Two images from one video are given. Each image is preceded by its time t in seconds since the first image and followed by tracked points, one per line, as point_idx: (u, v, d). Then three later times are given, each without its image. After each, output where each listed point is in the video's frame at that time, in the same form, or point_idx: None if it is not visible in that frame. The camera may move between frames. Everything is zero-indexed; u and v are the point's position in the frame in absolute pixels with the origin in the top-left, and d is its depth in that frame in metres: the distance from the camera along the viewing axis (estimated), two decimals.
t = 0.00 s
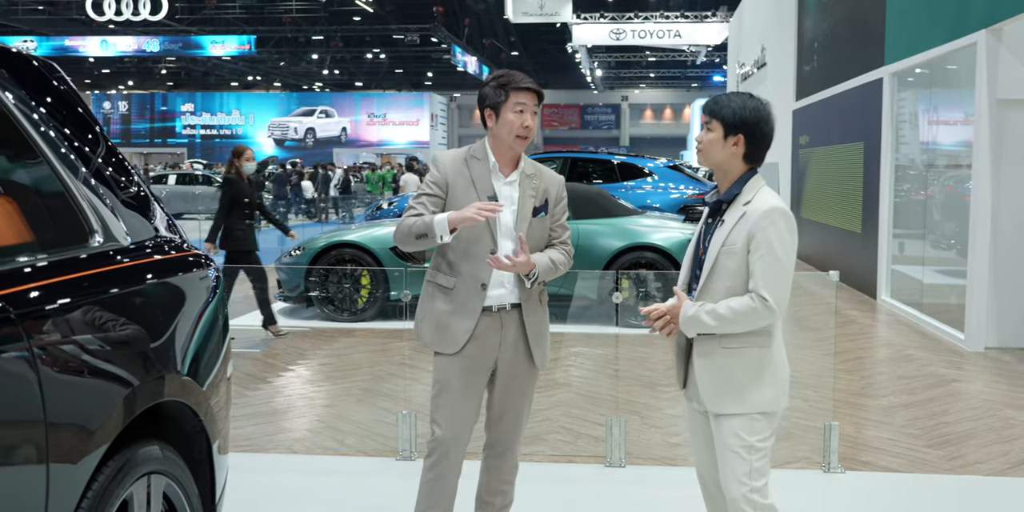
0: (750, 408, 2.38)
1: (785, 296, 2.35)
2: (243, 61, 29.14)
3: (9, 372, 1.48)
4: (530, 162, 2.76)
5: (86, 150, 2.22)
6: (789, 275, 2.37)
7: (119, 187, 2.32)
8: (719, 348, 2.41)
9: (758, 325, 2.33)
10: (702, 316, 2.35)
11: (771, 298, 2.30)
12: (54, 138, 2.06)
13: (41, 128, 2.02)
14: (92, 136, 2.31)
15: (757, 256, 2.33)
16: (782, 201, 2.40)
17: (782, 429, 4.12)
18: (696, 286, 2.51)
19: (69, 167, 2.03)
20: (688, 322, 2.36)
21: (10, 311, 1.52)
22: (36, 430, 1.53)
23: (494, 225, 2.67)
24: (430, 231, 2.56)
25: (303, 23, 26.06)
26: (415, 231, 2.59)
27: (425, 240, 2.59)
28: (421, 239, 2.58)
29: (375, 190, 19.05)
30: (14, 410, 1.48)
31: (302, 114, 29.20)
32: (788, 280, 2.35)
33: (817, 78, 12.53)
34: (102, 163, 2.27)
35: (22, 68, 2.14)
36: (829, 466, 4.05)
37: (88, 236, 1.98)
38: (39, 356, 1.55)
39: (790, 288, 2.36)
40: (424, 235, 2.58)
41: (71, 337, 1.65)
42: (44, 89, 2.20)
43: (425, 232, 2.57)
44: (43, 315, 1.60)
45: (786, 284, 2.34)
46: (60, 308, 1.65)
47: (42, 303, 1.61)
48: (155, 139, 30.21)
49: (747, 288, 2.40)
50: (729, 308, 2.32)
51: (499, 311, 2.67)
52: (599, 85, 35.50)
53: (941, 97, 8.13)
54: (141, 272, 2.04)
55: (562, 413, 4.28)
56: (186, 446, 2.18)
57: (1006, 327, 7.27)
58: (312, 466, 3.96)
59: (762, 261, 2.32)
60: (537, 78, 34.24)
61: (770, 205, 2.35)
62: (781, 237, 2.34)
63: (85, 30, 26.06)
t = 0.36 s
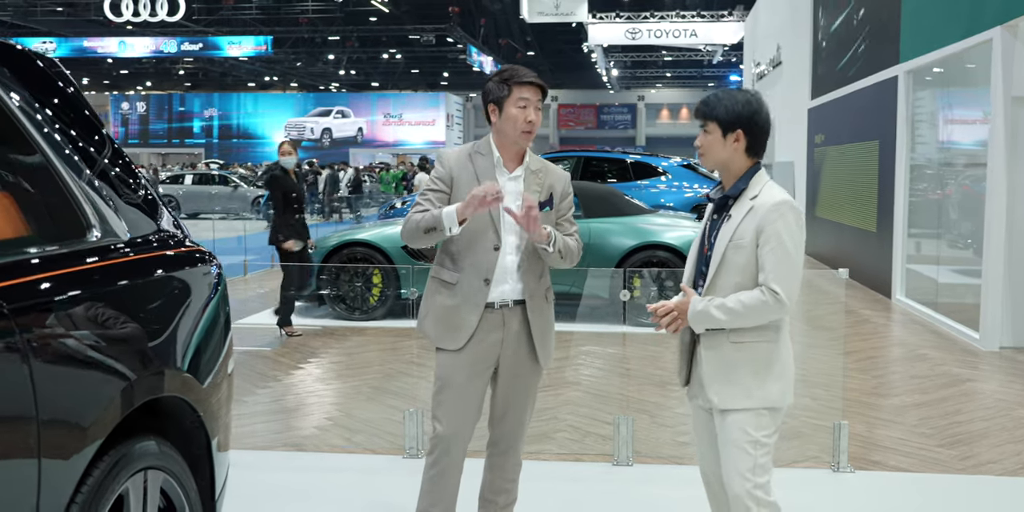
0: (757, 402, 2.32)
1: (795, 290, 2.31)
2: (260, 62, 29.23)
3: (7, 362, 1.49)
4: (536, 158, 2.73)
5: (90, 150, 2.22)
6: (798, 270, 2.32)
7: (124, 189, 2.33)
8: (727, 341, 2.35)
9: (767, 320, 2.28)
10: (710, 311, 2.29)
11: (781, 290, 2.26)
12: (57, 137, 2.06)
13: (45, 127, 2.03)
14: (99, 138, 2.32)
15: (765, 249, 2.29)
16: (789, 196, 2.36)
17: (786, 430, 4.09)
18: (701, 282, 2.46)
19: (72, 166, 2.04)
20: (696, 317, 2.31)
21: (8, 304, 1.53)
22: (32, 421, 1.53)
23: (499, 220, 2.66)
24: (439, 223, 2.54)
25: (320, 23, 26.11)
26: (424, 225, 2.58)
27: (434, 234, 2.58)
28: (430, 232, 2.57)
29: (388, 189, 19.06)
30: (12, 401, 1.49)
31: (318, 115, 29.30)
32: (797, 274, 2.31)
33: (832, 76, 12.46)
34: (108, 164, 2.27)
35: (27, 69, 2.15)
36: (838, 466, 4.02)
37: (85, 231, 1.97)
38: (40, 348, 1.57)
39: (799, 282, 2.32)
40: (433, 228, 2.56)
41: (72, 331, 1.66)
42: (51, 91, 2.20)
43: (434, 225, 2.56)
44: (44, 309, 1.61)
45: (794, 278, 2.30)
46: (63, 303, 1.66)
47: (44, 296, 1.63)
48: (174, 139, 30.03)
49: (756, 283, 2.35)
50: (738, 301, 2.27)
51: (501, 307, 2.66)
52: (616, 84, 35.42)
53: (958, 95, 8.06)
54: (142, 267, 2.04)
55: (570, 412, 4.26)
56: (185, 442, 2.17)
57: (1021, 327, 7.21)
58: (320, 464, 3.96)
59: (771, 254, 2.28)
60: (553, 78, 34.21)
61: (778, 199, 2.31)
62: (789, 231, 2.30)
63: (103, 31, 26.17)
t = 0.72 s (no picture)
0: (766, 403, 2.26)
1: (799, 288, 2.28)
2: (287, 62, 29.36)
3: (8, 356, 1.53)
4: (541, 159, 2.72)
5: (96, 153, 2.23)
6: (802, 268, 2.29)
7: (130, 193, 2.33)
8: (731, 344, 2.30)
9: (771, 320, 2.25)
10: (714, 314, 2.25)
11: (786, 290, 2.23)
12: (61, 143, 2.08)
13: (49, 132, 2.04)
14: (107, 143, 2.33)
15: (769, 248, 2.26)
16: (791, 194, 2.34)
17: (799, 433, 4.08)
18: (704, 283, 2.43)
19: (75, 169, 2.05)
20: (700, 320, 2.26)
21: (11, 299, 1.58)
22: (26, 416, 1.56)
23: (502, 219, 2.64)
24: (437, 227, 2.56)
25: (346, 24, 26.17)
26: (420, 228, 2.61)
27: (431, 236, 2.61)
28: (426, 235, 2.61)
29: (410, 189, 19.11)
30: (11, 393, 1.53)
31: (346, 114, 27.82)
32: (801, 272, 2.28)
33: (857, 76, 12.35)
34: (116, 169, 2.28)
35: (34, 74, 2.17)
36: (850, 469, 4.00)
37: (82, 230, 1.98)
38: (41, 342, 1.62)
39: (803, 280, 2.29)
40: (429, 232, 2.60)
41: (76, 330, 1.71)
42: (60, 98, 2.21)
43: (429, 229, 2.59)
44: (48, 305, 1.66)
45: (798, 277, 2.27)
46: (68, 303, 1.71)
47: (49, 295, 1.68)
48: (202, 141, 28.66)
49: (759, 282, 2.32)
50: (742, 303, 2.24)
51: (504, 307, 2.65)
52: (641, 84, 35.27)
53: (982, 94, 7.95)
54: (141, 266, 2.05)
55: (583, 413, 4.25)
56: (184, 441, 2.19)
57: None
58: (327, 464, 3.96)
59: (774, 252, 2.26)
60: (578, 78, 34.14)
61: (780, 198, 2.29)
62: (793, 229, 2.28)
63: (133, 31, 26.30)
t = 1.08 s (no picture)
0: (777, 410, 2.27)
1: (818, 293, 2.25)
2: (332, 65, 29.61)
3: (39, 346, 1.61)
4: (561, 159, 2.70)
5: (123, 160, 2.26)
6: (822, 274, 2.25)
7: (158, 198, 2.37)
8: (747, 348, 2.30)
9: (787, 326, 2.22)
10: (730, 316, 2.25)
11: (802, 296, 2.20)
12: (87, 151, 2.11)
13: (75, 139, 2.07)
14: (136, 152, 2.37)
15: (787, 253, 2.23)
16: (813, 198, 2.30)
17: (837, 435, 4.11)
18: (722, 286, 2.41)
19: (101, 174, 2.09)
20: (716, 322, 2.26)
21: (39, 296, 1.65)
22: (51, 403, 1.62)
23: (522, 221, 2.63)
24: (456, 231, 2.56)
25: (390, 26, 26.28)
26: (440, 232, 2.60)
27: (450, 240, 2.60)
28: (447, 239, 2.59)
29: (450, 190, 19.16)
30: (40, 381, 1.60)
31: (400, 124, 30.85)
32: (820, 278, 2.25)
33: (902, 76, 12.16)
34: (144, 177, 2.32)
35: (62, 80, 2.20)
36: (883, 474, 3.96)
37: (100, 231, 2.01)
38: (71, 340, 1.69)
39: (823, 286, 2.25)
40: (449, 236, 2.58)
41: (107, 333, 1.79)
42: (91, 109, 2.25)
43: (450, 234, 2.58)
44: (79, 304, 1.75)
45: (818, 282, 2.23)
46: (97, 302, 1.79)
47: (77, 291, 1.76)
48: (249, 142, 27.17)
49: (777, 287, 2.29)
50: (758, 307, 2.22)
51: (525, 309, 2.64)
52: (686, 84, 35.01)
53: None
54: (161, 268, 2.09)
55: (614, 415, 4.24)
56: (201, 441, 2.22)
57: None
58: (353, 463, 3.97)
59: (792, 258, 2.22)
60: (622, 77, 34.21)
61: (800, 202, 2.25)
62: (813, 235, 2.24)
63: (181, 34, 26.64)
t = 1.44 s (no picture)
0: (789, 415, 2.26)
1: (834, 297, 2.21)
2: (377, 66, 29.93)
3: (65, 339, 1.69)
4: (577, 158, 2.70)
5: (152, 166, 2.31)
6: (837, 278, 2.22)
7: (186, 207, 2.40)
8: (759, 351, 2.29)
9: (801, 330, 2.20)
10: (742, 317, 2.24)
11: (814, 301, 2.17)
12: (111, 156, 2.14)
13: (99, 147, 2.10)
14: (165, 161, 2.40)
15: (800, 257, 2.20)
16: (830, 201, 2.26)
17: (870, 439, 4.05)
18: (736, 288, 2.40)
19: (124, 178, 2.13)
20: (727, 322, 2.26)
21: (65, 294, 1.73)
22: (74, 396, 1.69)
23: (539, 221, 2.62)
24: (479, 224, 2.50)
25: (433, 27, 26.37)
26: (463, 226, 2.54)
27: (473, 234, 2.54)
28: (470, 233, 2.53)
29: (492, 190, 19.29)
30: (60, 375, 1.67)
31: (433, 116, 32.94)
32: (835, 282, 2.21)
33: (947, 74, 11.96)
34: (171, 184, 2.36)
35: (90, 89, 2.24)
36: (913, 480, 3.92)
37: (115, 231, 2.03)
38: (99, 336, 1.78)
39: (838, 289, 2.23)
40: (473, 229, 2.52)
41: (134, 333, 1.88)
42: (120, 118, 2.28)
43: (473, 226, 2.52)
44: (108, 301, 1.83)
45: (833, 287, 2.20)
46: (125, 301, 1.87)
47: (102, 287, 1.84)
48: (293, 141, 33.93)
49: (791, 291, 2.26)
50: (769, 310, 2.21)
51: (541, 309, 2.63)
52: (731, 84, 34.85)
53: None
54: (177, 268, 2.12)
55: (642, 417, 4.21)
56: (216, 439, 2.25)
57: None
58: (376, 462, 3.99)
59: (805, 262, 2.20)
60: (666, 77, 34.01)
61: (817, 205, 2.22)
62: (828, 239, 2.20)
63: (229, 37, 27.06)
